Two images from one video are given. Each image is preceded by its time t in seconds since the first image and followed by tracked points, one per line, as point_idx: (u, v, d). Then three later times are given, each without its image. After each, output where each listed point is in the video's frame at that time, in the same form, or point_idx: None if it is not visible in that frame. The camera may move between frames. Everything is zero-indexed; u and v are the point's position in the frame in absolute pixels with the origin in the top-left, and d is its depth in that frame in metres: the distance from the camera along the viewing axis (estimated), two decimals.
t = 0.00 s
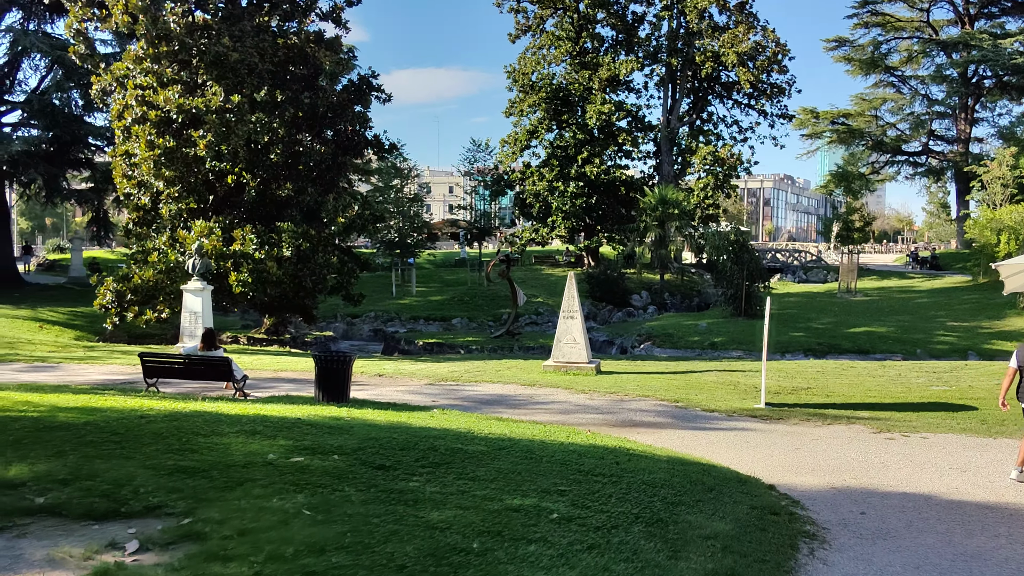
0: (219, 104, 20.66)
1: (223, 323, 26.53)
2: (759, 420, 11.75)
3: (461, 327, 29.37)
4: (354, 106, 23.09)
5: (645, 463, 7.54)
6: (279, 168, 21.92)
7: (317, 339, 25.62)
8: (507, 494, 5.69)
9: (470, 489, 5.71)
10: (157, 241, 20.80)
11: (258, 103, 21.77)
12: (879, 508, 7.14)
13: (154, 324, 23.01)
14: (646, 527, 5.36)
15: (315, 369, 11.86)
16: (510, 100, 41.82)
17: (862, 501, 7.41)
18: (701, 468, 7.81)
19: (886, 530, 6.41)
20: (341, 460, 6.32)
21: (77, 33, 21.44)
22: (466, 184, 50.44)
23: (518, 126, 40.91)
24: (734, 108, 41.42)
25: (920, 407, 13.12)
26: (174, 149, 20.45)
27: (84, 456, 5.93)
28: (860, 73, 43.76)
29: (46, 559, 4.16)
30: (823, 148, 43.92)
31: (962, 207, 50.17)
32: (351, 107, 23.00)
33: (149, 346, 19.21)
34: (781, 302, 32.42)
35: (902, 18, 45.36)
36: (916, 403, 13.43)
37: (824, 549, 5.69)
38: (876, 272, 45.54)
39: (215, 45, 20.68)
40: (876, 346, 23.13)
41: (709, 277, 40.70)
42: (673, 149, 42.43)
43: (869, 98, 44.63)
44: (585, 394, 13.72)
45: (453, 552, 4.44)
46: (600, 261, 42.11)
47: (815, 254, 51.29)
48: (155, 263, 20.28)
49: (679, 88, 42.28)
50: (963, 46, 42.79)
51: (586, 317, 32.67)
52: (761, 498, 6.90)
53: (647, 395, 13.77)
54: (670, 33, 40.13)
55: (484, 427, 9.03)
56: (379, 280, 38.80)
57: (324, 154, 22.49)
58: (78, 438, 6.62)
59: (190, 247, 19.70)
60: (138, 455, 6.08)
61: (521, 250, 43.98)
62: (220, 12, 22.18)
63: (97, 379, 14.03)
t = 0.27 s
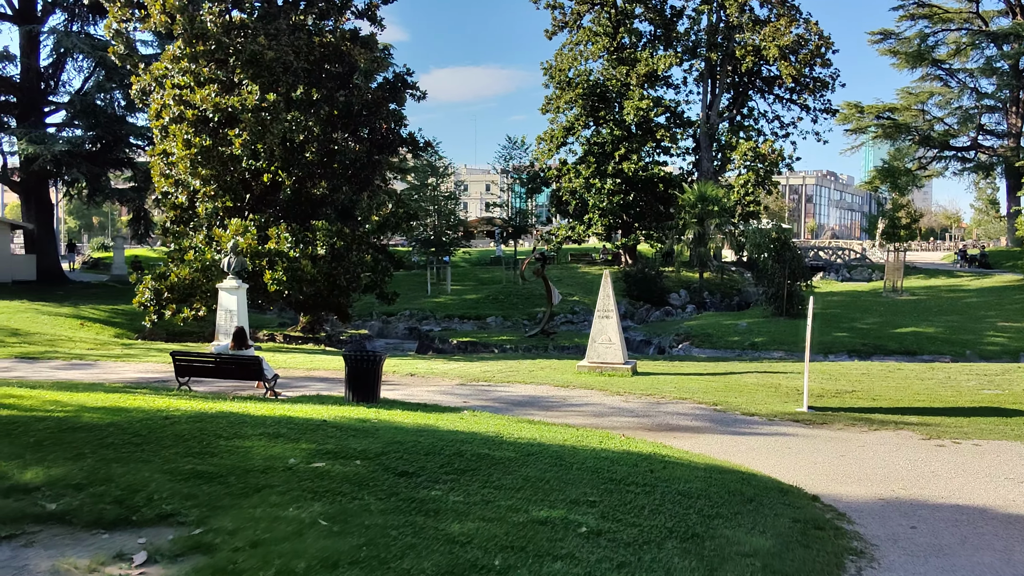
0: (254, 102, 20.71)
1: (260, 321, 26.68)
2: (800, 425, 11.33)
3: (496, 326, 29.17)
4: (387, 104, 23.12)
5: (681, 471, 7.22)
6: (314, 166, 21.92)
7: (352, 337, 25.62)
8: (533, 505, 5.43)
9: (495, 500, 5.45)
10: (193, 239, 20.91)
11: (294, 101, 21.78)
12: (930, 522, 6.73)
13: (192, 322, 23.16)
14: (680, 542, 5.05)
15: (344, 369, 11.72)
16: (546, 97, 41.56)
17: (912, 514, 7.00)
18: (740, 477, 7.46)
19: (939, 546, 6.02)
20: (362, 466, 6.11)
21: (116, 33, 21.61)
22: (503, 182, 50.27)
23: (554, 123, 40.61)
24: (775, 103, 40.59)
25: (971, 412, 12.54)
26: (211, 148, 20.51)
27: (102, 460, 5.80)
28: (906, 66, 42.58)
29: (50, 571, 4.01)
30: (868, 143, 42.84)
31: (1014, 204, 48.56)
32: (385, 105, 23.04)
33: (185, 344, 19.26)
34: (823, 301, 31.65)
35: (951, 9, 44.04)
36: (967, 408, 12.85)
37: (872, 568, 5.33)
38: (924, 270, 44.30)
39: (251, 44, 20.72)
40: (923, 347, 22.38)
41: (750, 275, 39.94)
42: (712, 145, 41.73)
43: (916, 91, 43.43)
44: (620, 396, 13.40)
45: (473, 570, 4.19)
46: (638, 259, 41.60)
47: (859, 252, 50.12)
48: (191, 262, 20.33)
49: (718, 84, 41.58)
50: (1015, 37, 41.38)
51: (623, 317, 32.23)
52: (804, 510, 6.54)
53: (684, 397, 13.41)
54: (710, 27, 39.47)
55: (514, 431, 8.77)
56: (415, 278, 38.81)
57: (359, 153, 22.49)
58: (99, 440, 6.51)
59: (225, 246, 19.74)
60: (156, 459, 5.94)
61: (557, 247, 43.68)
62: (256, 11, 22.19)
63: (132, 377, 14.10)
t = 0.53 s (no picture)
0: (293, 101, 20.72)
1: (299, 319, 26.81)
2: (848, 430, 10.86)
3: (534, 325, 28.94)
4: (426, 101, 23.09)
5: (722, 478, 6.87)
6: (353, 164, 21.88)
7: (390, 335, 25.59)
8: (564, 514, 5.16)
9: (524, 508, 5.19)
10: (233, 237, 21.02)
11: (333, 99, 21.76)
12: (991, 536, 6.29)
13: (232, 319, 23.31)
14: (721, 556, 4.74)
15: (378, 368, 11.59)
16: (587, 93, 41.19)
17: (971, 527, 6.56)
18: (785, 485, 7.08)
19: (1002, 564, 5.59)
20: (387, 470, 5.89)
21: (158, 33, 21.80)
22: (543, 179, 49.97)
23: (595, 119, 40.20)
24: (823, 98, 39.62)
25: None
26: (250, 147, 20.56)
27: (123, 460, 5.67)
28: (960, 58, 41.22)
29: None
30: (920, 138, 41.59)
31: None
32: (423, 102, 23.00)
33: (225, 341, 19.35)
34: (872, 300, 30.75)
35: None
36: None
37: None
38: (978, 269, 42.91)
39: (290, 42, 20.74)
40: (978, 348, 21.54)
41: (796, 274, 39.05)
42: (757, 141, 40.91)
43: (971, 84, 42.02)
44: (660, 397, 13.06)
45: None
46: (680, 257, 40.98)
47: (910, 250, 48.73)
48: (231, 260, 20.40)
49: (764, 78, 40.73)
50: None
51: (665, 316, 31.71)
52: (854, 522, 6.15)
53: (726, 399, 13.01)
54: (755, 21, 38.67)
55: (548, 435, 8.50)
56: (454, 276, 38.76)
57: (397, 151, 22.42)
58: (123, 440, 6.40)
59: (264, 244, 19.79)
60: (177, 460, 5.79)
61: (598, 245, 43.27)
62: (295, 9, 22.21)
63: (170, 374, 14.17)
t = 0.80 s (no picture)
0: (327, 98, 20.65)
1: (334, 317, 26.86)
2: (893, 436, 10.38)
3: (569, 325, 28.63)
4: (460, 98, 23.07)
5: (760, 488, 6.51)
6: (386, 162, 21.77)
7: (424, 334, 25.48)
8: (588, 528, 4.86)
9: (545, 521, 4.91)
10: (267, 235, 21.04)
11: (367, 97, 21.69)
12: None
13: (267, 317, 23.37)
14: None
15: (405, 368, 11.42)
16: (625, 90, 40.71)
17: None
18: (827, 496, 6.69)
19: None
20: (406, 476, 5.65)
21: (194, 32, 21.92)
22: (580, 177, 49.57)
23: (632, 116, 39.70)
24: (867, 92, 38.59)
25: None
26: (284, 145, 20.55)
27: (134, 463, 5.51)
28: (1012, 51, 39.85)
29: None
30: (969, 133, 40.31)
31: None
32: (457, 100, 22.94)
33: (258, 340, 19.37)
34: (918, 300, 29.84)
35: None
36: None
37: None
38: None
39: (324, 40, 20.66)
40: None
41: (838, 273, 38.12)
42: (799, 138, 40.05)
43: None
44: (695, 401, 12.66)
45: None
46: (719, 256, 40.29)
47: (959, 249, 47.32)
48: (264, 258, 20.40)
49: (806, 73, 39.83)
50: None
51: (703, 316, 31.14)
52: (902, 538, 5.75)
53: (765, 403, 12.56)
54: (797, 14, 37.82)
55: (577, 439, 8.20)
56: (490, 275, 38.60)
57: (430, 149, 22.28)
58: (139, 442, 6.26)
59: (297, 242, 19.75)
60: (189, 464, 5.61)
61: (634, 244, 42.78)
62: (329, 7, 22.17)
63: (201, 372, 14.16)
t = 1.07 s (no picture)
0: (350, 97, 20.57)
1: (359, 317, 26.83)
2: (928, 444, 9.95)
3: (595, 325, 28.33)
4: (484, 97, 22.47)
5: (786, 501, 6.19)
6: (410, 162, 21.67)
7: (448, 334, 25.34)
8: (599, 545, 4.59)
9: (555, 536, 4.65)
10: (291, 235, 20.99)
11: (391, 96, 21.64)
12: None
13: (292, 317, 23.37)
14: None
15: (424, 370, 11.21)
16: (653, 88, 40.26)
17: None
18: (857, 509, 6.35)
19: None
20: (412, 486, 5.42)
21: (220, 33, 21.97)
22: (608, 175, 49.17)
23: (660, 114, 39.24)
24: (902, 89, 37.73)
25: None
26: (308, 145, 20.50)
27: (133, 471, 5.36)
28: None
29: None
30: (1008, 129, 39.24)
31: None
32: (481, 98, 22.44)
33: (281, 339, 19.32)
34: (955, 301, 29.06)
35: None
36: None
37: None
38: None
39: (347, 38, 20.57)
40: None
41: (872, 273, 37.33)
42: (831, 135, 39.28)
43: None
44: (721, 405, 12.31)
45: None
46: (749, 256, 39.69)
47: (997, 248, 46.14)
48: (288, 258, 20.34)
49: (838, 69, 39.06)
50: None
51: (732, 316, 30.65)
52: (937, 556, 5.41)
53: (794, 408, 12.18)
54: (830, 10, 37.11)
55: (594, 447, 7.92)
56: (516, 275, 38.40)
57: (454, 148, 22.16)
58: (142, 446, 6.11)
59: (320, 242, 19.68)
60: (190, 471, 5.45)
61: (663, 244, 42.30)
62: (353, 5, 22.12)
63: (222, 373, 14.10)
